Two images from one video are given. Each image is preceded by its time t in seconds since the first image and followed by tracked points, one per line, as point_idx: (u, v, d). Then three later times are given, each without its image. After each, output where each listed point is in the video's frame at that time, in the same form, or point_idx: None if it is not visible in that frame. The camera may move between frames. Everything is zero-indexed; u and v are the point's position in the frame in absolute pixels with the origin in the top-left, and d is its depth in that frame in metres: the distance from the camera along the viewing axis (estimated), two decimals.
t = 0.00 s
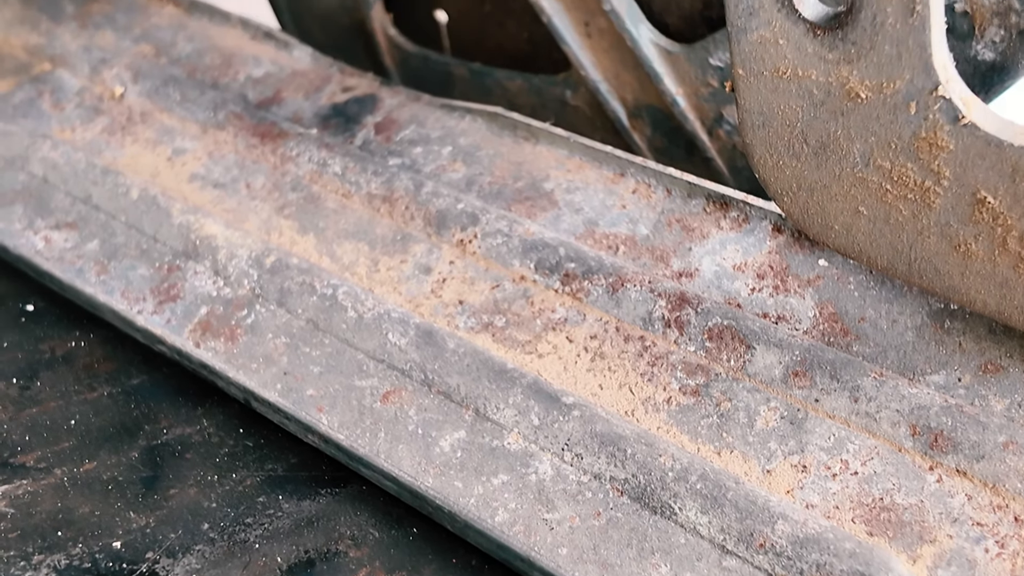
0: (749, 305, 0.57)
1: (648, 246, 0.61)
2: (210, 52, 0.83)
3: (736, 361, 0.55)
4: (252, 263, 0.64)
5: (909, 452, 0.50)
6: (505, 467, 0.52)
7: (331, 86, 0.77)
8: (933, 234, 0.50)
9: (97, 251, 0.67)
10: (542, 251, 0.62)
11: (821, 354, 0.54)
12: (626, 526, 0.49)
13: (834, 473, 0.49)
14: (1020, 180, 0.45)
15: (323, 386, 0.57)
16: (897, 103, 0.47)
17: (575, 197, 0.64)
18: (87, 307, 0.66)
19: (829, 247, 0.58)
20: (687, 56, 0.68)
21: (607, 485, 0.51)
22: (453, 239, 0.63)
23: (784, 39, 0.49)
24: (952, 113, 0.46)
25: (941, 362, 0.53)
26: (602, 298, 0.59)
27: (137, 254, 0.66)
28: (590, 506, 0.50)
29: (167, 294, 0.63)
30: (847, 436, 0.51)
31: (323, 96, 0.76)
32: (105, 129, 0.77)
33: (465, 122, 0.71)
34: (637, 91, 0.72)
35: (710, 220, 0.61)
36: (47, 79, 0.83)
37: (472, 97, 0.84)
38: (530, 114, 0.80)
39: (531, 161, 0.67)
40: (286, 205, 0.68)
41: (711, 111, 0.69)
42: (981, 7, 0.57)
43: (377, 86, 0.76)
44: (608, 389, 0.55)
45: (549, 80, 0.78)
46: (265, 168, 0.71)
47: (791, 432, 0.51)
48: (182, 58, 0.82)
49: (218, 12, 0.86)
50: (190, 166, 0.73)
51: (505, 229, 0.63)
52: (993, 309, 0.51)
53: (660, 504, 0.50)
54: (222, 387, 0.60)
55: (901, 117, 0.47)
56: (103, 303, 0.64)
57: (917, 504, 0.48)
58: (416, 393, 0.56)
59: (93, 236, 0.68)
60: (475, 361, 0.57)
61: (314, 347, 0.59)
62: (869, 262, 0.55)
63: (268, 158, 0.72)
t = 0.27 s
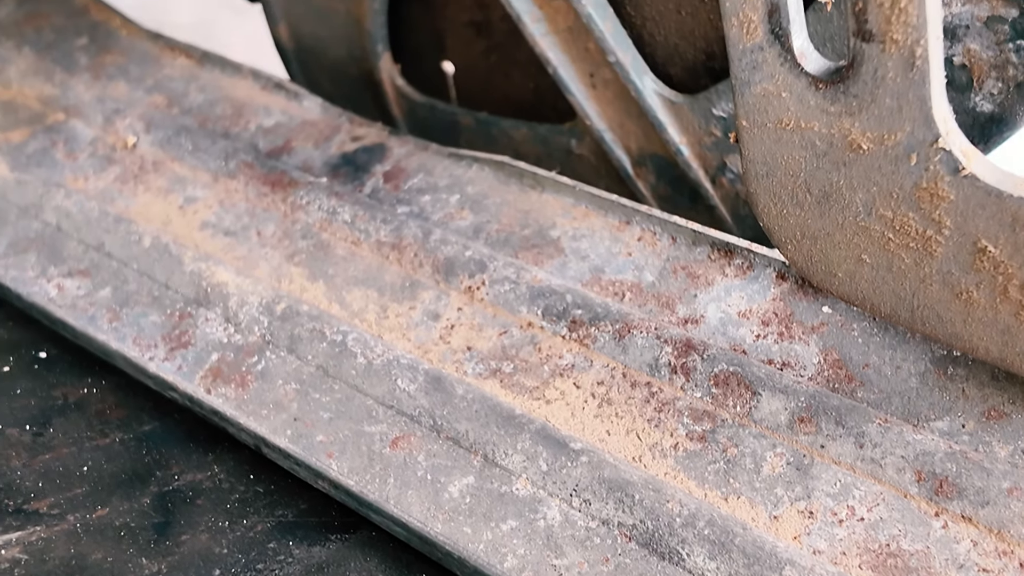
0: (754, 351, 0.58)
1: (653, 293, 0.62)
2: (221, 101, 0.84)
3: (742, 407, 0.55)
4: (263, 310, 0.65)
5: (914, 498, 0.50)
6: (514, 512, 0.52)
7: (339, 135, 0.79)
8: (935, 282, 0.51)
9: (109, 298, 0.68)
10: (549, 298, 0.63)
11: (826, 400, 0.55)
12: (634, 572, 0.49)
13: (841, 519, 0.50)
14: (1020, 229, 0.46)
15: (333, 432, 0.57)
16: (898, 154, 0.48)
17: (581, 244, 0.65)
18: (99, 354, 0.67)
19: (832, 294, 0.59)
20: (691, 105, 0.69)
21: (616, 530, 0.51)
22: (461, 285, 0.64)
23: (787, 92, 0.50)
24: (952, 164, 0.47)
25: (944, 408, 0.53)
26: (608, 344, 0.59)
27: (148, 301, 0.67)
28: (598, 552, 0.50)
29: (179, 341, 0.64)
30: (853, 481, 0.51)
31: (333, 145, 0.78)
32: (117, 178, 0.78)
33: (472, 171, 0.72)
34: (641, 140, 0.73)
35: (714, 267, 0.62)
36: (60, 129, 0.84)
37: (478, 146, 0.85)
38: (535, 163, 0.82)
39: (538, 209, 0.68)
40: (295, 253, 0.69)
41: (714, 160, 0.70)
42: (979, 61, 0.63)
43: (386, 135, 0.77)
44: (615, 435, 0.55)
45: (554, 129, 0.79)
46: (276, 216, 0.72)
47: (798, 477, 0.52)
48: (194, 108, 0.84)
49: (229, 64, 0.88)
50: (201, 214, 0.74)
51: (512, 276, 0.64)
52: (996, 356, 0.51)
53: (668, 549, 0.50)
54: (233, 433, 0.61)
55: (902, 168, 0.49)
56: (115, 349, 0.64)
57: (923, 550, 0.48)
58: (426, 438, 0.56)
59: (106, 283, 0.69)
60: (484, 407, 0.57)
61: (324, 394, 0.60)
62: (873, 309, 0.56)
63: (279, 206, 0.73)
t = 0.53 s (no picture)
0: (763, 398, 0.58)
1: (662, 339, 0.62)
2: (232, 151, 0.85)
3: (751, 454, 0.55)
4: (274, 356, 0.66)
5: (925, 544, 0.50)
6: (525, 558, 0.53)
7: (350, 182, 0.79)
8: (941, 329, 0.52)
9: (122, 345, 0.68)
10: (558, 344, 0.63)
11: (834, 447, 0.55)
12: None
13: (851, 565, 0.50)
14: None
15: (344, 478, 0.58)
16: (904, 203, 0.49)
17: (589, 290, 0.66)
18: (111, 401, 0.67)
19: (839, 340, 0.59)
20: (697, 154, 0.70)
21: None
22: (470, 331, 0.65)
23: (793, 143, 0.51)
24: (958, 214, 0.48)
25: (953, 454, 0.54)
26: (618, 390, 0.60)
27: (160, 347, 0.68)
28: None
29: (190, 387, 0.65)
30: (862, 528, 0.51)
31: (343, 193, 0.78)
32: (130, 226, 0.79)
33: (481, 219, 0.73)
34: (648, 188, 0.74)
35: (722, 314, 0.63)
36: (73, 177, 0.85)
37: (486, 193, 0.87)
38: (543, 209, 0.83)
39: (546, 256, 0.69)
40: (306, 299, 0.70)
41: (720, 208, 0.72)
42: (981, 111, 0.64)
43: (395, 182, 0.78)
44: (625, 480, 0.55)
45: (561, 177, 0.81)
46: (287, 263, 0.73)
47: (808, 524, 0.52)
48: (206, 157, 0.85)
49: (241, 112, 0.89)
50: (213, 261, 0.74)
51: (522, 322, 0.65)
52: (1004, 402, 0.52)
53: None
54: (244, 479, 0.61)
55: (908, 217, 0.49)
56: (127, 396, 0.65)
57: None
58: (436, 484, 0.57)
59: (118, 329, 0.70)
60: (494, 453, 0.58)
61: (334, 440, 0.60)
62: (880, 355, 0.57)
63: (290, 253, 0.74)
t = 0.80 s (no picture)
0: (767, 439, 0.58)
1: (665, 380, 0.63)
2: (238, 193, 0.85)
3: (756, 495, 0.55)
4: (279, 397, 0.66)
5: None
6: None
7: (354, 224, 0.79)
8: (945, 371, 0.53)
9: (126, 386, 0.69)
10: (562, 385, 0.63)
11: (839, 488, 0.55)
12: None
13: None
14: None
15: (348, 520, 0.58)
16: (906, 246, 0.50)
17: (593, 331, 0.66)
18: (116, 442, 0.67)
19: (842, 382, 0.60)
20: (699, 196, 0.71)
21: None
22: (474, 372, 0.65)
23: (796, 185, 0.52)
24: (959, 257, 0.48)
25: (958, 496, 0.54)
26: (622, 431, 0.60)
27: (165, 388, 0.68)
28: None
29: (195, 428, 0.65)
30: (868, 570, 0.51)
31: (347, 234, 0.78)
32: (135, 267, 0.79)
33: (484, 259, 0.73)
34: (650, 229, 0.75)
35: (725, 355, 0.63)
36: (79, 219, 0.85)
37: (489, 234, 0.87)
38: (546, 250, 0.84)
39: (550, 297, 0.69)
40: (311, 340, 0.70)
41: (723, 249, 0.72)
42: (981, 154, 0.63)
43: (399, 223, 0.78)
44: (630, 522, 0.56)
45: (564, 218, 0.81)
46: (291, 304, 0.73)
47: (813, 566, 0.52)
48: (212, 198, 0.85)
49: (246, 155, 0.89)
50: (218, 302, 0.74)
51: (525, 363, 0.65)
52: (1007, 445, 0.53)
53: None
54: (249, 521, 0.61)
55: (910, 260, 0.50)
56: (132, 437, 0.65)
57: None
58: (440, 526, 0.57)
59: (123, 370, 0.70)
60: (499, 494, 0.58)
61: (338, 481, 0.60)
62: (884, 397, 0.57)
63: (295, 294, 0.74)
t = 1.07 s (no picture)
0: (771, 475, 0.59)
1: (670, 416, 0.63)
2: (244, 229, 0.85)
3: (761, 531, 0.56)
4: (285, 433, 0.66)
5: None
6: None
7: (359, 260, 0.80)
8: (947, 407, 0.53)
9: (133, 422, 0.69)
10: (567, 421, 0.64)
11: (843, 524, 0.55)
12: None
13: None
14: None
15: (354, 556, 0.58)
16: (908, 283, 0.50)
17: (597, 367, 0.67)
18: (122, 479, 0.67)
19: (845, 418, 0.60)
20: (702, 233, 0.73)
21: None
22: (479, 408, 0.66)
23: (798, 223, 0.52)
24: (961, 293, 0.49)
25: (962, 532, 0.54)
26: (627, 467, 0.60)
27: (171, 424, 0.68)
28: None
29: (200, 464, 0.65)
30: None
31: (353, 271, 0.79)
32: (142, 304, 0.79)
33: (489, 295, 0.74)
34: (653, 266, 0.76)
35: (729, 391, 0.64)
36: (86, 256, 0.85)
37: (492, 270, 0.88)
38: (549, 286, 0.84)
39: (554, 332, 0.70)
40: (316, 376, 0.70)
41: (726, 286, 0.74)
42: (981, 192, 0.63)
43: (405, 259, 0.79)
44: (635, 558, 0.56)
45: (568, 255, 0.82)
46: (297, 340, 0.73)
47: None
48: (219, 236, 0.84)
49: (252, 193, 0.88)
50: (224, 338, 0.75)
51: (530, 399, 0.65)
52: (1010, 481, 0.53)
53: None
54: (255, 557, 0.61)
55: (912, 296, 0.51)
56: (138, 474, 0.65)
57: None
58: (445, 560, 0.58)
59: (129, 407, 0.70)
60: (504, 530, 0.58)
61: (344, 517, 0.61)
62: (887, 433, 0.57)
63: (300, 330, 0.74)
